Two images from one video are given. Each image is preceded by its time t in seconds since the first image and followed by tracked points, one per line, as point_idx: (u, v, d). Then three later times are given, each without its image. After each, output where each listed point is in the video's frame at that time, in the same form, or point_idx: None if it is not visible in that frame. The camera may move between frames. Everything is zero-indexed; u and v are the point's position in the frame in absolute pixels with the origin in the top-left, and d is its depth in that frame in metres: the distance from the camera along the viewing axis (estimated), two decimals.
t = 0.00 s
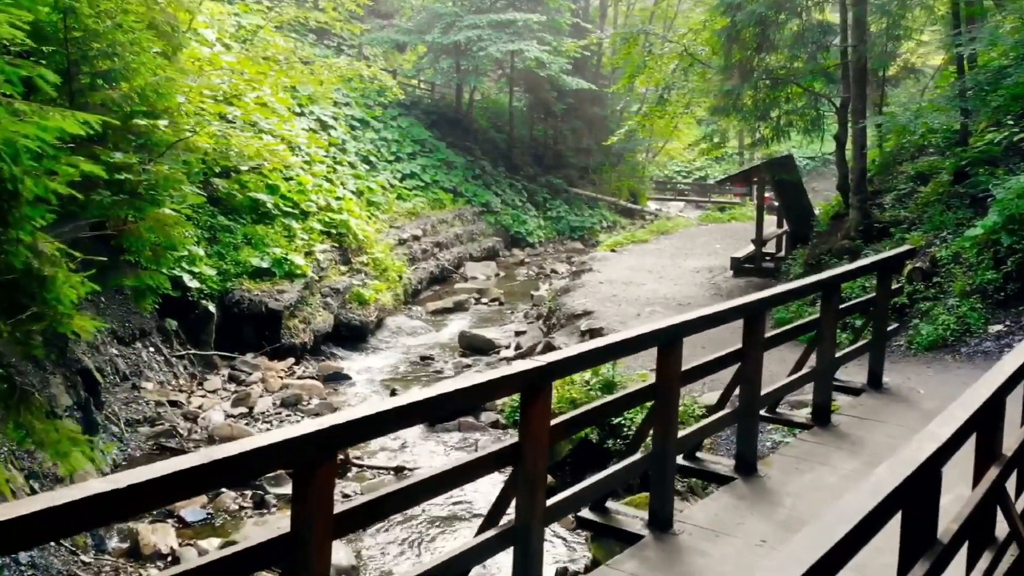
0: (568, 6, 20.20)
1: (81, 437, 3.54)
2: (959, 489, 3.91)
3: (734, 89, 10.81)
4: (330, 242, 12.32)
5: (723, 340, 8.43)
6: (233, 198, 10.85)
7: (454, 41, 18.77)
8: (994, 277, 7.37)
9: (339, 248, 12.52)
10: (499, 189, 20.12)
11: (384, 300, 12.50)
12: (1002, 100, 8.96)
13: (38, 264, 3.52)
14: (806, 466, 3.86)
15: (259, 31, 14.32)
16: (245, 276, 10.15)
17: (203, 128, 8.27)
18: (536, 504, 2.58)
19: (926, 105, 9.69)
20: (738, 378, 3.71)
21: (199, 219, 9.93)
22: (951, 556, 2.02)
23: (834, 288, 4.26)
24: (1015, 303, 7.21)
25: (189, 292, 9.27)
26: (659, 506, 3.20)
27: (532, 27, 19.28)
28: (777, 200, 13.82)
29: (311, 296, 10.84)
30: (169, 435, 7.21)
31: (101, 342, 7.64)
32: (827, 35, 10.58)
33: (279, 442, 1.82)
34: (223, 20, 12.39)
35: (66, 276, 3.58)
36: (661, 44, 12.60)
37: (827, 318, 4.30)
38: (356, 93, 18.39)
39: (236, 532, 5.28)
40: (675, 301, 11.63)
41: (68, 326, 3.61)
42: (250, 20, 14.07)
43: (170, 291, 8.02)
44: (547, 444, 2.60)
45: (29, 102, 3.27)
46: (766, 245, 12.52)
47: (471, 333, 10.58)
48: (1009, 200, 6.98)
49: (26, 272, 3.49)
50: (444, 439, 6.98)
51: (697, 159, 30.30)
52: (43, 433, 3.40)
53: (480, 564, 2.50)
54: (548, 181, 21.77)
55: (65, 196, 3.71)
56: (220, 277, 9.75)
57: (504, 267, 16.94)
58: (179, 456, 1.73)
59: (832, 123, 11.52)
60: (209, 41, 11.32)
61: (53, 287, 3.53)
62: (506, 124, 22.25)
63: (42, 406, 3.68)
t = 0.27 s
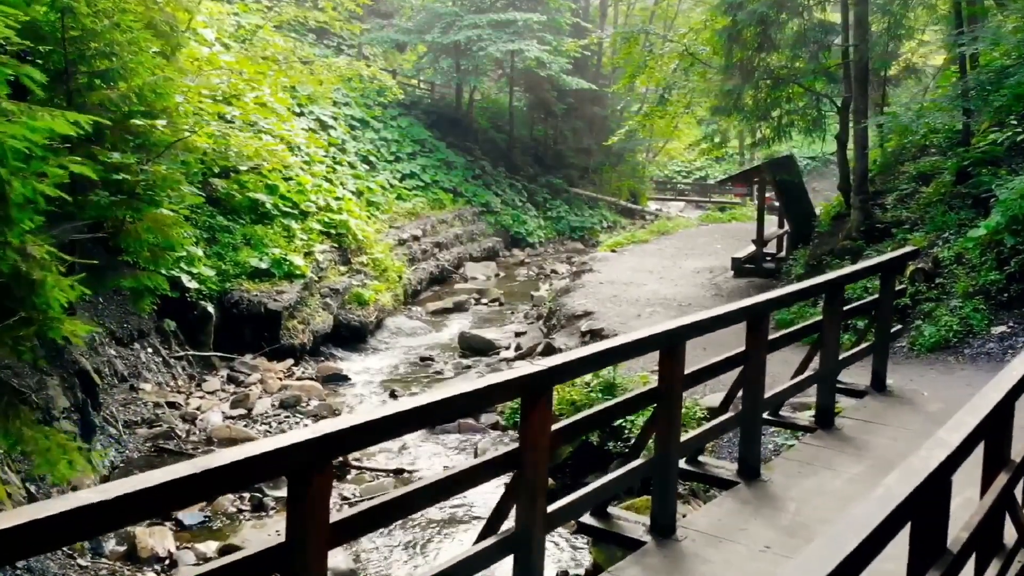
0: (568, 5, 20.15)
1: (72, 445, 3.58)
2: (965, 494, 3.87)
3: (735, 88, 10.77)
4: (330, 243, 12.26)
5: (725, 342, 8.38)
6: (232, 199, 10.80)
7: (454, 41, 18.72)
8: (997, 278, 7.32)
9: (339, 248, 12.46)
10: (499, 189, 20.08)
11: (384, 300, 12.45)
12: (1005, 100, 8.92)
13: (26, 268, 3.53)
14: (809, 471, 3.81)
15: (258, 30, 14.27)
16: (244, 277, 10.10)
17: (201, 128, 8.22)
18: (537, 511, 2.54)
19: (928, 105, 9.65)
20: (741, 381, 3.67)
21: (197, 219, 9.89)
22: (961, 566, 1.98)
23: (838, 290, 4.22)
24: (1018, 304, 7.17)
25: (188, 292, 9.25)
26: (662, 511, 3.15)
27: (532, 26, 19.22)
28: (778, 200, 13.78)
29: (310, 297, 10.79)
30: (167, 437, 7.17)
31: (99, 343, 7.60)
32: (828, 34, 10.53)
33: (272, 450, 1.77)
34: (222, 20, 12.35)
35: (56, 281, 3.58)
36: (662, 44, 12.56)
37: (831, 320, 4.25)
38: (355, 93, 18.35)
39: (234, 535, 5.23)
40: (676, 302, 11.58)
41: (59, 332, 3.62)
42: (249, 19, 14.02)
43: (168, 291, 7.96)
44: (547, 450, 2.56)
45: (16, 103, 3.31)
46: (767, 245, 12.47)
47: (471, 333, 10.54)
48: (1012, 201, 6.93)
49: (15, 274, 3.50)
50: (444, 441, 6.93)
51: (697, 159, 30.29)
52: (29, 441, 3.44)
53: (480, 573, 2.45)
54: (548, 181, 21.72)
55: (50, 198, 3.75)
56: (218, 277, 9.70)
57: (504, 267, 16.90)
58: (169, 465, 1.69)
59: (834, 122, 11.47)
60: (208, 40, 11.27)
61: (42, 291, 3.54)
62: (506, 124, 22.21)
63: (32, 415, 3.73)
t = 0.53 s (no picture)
0: (569, 5, 20.09)
1: (58, 452, 3.61)
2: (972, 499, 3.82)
3: (736, 88, 10.71)
4: (329, 243, 12.20)
5: (726, 343, 8.34)
6: (231, 199, 10.75)
7: (454, 40, 18.67)
8: (1001, 279, 7.26)
9: (338, 249, 12.40)
10: (499, 189, 20.02)
11: (383, 301, 12.40)
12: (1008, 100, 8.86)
13: (12, 272, 3.49)
14: (814, 475, 3.76)
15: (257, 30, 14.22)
16: (243, 277, 10.04)
17: (199, 128, 8.17)
18: (538, 518, 2.48)
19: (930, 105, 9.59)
20: (745, 385, 3.61)
21: (196, 220, 9.83)
22: None
23: (842, 292, 4.17)
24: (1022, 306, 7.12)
25: (186, 293, 9.18)
26: (664, 518, 3.11)
27: (532, 26, 19.15)
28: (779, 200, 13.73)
29: (309, 298, 10.74)
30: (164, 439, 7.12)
31: (96, 344, 7.54)
32: (830, 34, 10.47)
33: (266, 459, 1.72)
34: (221, 19, 12.29)
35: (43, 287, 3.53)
36: (663, 43, 12.50)
37: (834, 322, 4.20)
38: (355, 93, 18.29)
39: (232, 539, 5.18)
40: (677, 303, 11.53)
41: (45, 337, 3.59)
42: (249, 19, 13.95)
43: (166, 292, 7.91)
44: (549, 456, 2.51)
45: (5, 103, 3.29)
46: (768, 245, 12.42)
47: (471, 334, 10.48)
48: (1016, 201, 6.87)
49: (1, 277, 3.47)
50: (443, 444, 6.88)
51: (698, 159, 30.23)
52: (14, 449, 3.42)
53: None
54: (548, 181, 21.67)
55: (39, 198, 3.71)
56: (217, 278, 9.65)
57: (504, 268, 16.85)
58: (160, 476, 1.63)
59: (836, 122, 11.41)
60: (206, 40, 11.21)
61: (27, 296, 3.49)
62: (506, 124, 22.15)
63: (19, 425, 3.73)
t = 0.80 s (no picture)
0: (569, 4, 20.05)
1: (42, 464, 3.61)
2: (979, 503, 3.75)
3: (737, 88, 10.67)
4: (328, 243, 12.13)
5: (728, 344, 8.29)
6: (230, 199, 10.70)
7: (454, 40, 18.62)
8: (1005, 280, 7.21)
9: (337, 249, 12.34)
10: (499, 190, 19.97)
11: (383, 302, 12.36)
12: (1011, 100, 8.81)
13: None
14: (818, 481, 3.70)
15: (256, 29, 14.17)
16: (242, 278, 9.99)
17: (198, 128, 8.11)
18: (539, 527, 2.43)
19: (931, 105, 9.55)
20: (748, 389, 3.56)
21: (194, 220, 9.77)
22: None
23: (847, 294, 4.12)
24: None
25: (185, 294, 9.11)
26: (668, 525, 3.06)
27: (532, 26, 19.11)
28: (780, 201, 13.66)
29: (308, 298, 10.69)
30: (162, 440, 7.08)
31: (94, 345, 7.49)
32: (832, 33, 10.41)
33: (261, 470, 1.66)
34: (220, 18, 12.24)
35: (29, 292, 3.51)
36: (664, 42, 12.45)
37: (839, 324, 4.15)
38: (354, 93, 18.25)
39: (229, 543, 5.12)
40: (678, 304, 11.47)
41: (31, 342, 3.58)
42: (248, 18, 13.90)
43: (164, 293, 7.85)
44: (550, 463, 2.46)
45: None
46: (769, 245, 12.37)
47: (471, 335, 10.43)
48: (1019, 202, 6.82)
49: None
50: (442, 446, 6.83)
51: (698, 159, 30.19)
52: None
53: None
54: (548, 181, 21.62)
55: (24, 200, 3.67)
56: (216, 279, 9.59)
57: (504, 268, 16.79)
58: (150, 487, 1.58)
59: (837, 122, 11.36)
60: (205, 39, 11.16)
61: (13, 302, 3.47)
62: (506, 123, 22.10)
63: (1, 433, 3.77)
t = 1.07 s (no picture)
0: (569, 4, 20.00)
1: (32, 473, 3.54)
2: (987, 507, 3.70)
3: (738, 88, 10.62)
4: (327, 244, 12.07)
5: (729, 347, 8.24)
6: (228, 199, 10.65)
7: (454, 40, 18.57)
8: (1008, 281, 7.16)
9: (337, 249, 12.28)
10: (499, 190, 19.92)
11: (382, 302, 12.32)
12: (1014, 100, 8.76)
13: None
14: (823, 487, 3.65)
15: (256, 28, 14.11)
16: (241, 279, 9.94)
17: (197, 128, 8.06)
18: (541, 534, 2.38)
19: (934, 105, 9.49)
20: (751, 393, 3.51)
21: (192, 220, 9.72)
22: None
23: (851, 297, 4.07)
24: None
25: (183, 295, 9.04)
26: (670, 532, 3.01)
27: (532, 25, 19.06)
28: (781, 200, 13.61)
29: (308, 299, 10.63)
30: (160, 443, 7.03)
31: (92, 346, 7.45)
32: (834, 33, 10.36)
33: (253, 482, 1.61)
34: (219, 18, 12.19)
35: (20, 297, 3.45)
36: (665, 42, 12.40)
37: (843, 327, 4.10)
38: (354, 92, 18.19)
39: (227, 546, 5.07)
40: (679, 305, 11.42)
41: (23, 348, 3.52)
42: (247, 18, 13.85)
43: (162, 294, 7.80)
44: (552, 471, 2.41)
45: None
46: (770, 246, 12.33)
47: (471, 335, 10.37)
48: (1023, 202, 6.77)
49: None
50: (442, 448, 6.78)
51: (698, 159, 30.15)
52: None
53: None
54: (548, 181, 21.57)
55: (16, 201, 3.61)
56: (215, 280, 9.54)
57: (504, 268, 16.75)
58: (138, 500, 1.53)
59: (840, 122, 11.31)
60: (204, 39, 11.11)
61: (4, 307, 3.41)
62: (506, 123, 22.06)
63: None
